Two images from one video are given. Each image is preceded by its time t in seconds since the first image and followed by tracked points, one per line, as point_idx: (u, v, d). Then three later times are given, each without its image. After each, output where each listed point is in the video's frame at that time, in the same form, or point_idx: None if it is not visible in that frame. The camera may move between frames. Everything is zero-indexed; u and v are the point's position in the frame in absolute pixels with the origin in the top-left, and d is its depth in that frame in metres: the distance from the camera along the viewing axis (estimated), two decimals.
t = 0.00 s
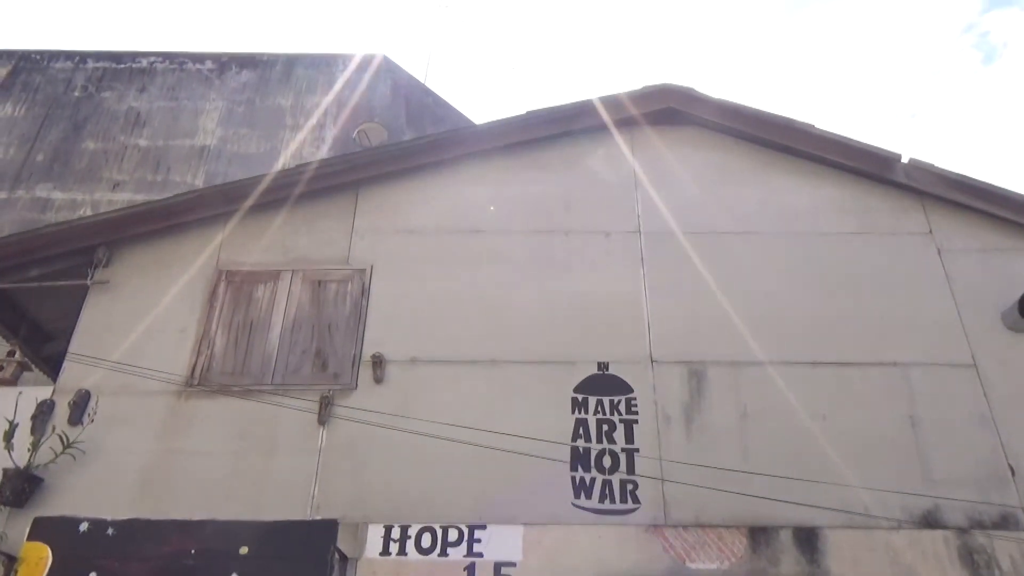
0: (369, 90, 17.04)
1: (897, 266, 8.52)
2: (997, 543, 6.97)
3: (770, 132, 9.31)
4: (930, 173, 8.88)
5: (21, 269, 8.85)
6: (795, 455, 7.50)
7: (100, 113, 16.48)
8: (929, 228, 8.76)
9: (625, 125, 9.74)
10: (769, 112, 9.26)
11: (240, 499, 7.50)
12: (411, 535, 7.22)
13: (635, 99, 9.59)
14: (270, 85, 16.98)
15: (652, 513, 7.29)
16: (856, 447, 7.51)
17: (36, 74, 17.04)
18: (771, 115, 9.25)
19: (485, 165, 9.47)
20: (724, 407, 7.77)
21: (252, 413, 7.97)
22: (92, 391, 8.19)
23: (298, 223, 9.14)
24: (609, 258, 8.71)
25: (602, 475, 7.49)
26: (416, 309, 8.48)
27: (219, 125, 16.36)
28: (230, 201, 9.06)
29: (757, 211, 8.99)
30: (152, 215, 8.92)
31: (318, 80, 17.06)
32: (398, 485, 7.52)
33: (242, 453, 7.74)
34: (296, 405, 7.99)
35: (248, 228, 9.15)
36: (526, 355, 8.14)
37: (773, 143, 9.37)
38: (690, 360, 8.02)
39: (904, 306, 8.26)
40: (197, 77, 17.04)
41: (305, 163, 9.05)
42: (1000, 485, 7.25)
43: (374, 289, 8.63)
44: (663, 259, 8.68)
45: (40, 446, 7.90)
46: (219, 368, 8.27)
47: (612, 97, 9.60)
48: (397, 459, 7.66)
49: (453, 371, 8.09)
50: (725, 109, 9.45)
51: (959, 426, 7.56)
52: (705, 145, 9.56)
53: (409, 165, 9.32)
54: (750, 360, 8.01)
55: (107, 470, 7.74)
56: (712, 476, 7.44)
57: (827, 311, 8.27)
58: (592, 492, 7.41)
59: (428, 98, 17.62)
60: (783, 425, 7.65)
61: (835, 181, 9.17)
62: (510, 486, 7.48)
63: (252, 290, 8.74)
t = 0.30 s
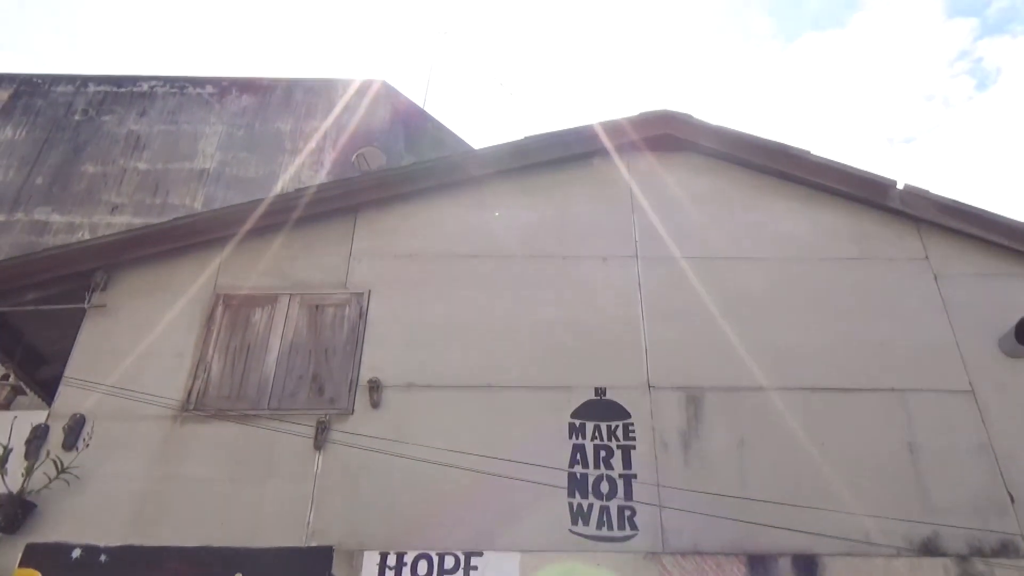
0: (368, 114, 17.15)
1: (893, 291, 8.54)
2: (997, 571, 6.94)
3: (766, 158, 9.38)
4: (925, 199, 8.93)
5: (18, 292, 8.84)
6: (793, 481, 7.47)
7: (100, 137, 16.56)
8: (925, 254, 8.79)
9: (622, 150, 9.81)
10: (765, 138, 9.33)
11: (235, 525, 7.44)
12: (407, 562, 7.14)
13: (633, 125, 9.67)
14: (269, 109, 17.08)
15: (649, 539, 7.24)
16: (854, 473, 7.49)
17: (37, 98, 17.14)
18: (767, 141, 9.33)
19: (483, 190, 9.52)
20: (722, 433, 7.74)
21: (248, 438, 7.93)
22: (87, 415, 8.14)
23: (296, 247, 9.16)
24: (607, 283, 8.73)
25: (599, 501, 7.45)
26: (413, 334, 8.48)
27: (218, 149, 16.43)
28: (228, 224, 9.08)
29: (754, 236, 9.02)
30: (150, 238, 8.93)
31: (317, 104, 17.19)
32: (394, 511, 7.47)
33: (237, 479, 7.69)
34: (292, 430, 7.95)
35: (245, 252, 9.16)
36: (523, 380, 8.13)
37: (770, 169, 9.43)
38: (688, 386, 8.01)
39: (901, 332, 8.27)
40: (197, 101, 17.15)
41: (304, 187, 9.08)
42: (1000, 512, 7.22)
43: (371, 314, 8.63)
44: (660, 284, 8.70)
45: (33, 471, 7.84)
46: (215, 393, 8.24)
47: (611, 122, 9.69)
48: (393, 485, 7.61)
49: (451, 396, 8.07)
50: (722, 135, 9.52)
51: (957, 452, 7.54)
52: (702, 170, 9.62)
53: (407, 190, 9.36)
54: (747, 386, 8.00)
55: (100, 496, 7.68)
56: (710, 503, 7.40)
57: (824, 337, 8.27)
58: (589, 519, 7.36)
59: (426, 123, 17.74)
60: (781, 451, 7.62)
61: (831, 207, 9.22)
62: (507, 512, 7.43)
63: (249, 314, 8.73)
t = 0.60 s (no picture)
0: (367, 138, 17.25)
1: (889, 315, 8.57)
2: None
3: (762, 182, 9.45)
4: (920, 223, 8.99)
5: (15, 316, 8.83)
6: (792, 506, 7.44)
7: (100, 161, 16.63)
8: (921, 277, 8.83)
9: (619, 175, 9.87)
10: (761, 163, 9.41)
11: (230, 552, 7.38)
12: None
13: (629, 150, 9.76)
14: (268, 133, 17.18)
15: (648, 565, 7.20)
16: (853, 498, 7.46)
17: (37, 123, 17.24)
18: (762, 165, 9.40)
19: (480, 214, 9.57)
20: (720, 457, 7.72)
21: (244, 463, 7.89)
22: (82, 440, 8.11)
23: (293, 271, 9.17)
24: (604, 306, 8.75)
25: (597, 526, 7.42)
26: (410, 357, 8.47)
27: (217, 173, 16.51)
28: (227, 248, 9.10)
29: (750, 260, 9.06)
30: (148, 263, 8.94)
31: (316, 128, 17.29)
32: (391, 536, 7.42)
33: (233, 504, 7.64)
34: (289, 455, 7.91)
35: (243, 276, 9.18)
36: (521, 404, 8.11)
37: (765, 193, 9.49)
38: (686, 410, 8.00)
39: (898, 355, 8.28)
40: (197, 126, 17.25)
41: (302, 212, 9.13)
42: (1000, 537, 7.19)
43: (369, 338, 8.63)
44: (657, 307, 8.72)
45: (27, 497, 7.78)
46: (212, 417, 8.22)
47: (609, 147, 9.78)
48: (390, 510, 7.57)
49: (448, 420, 8.05)
50: (718, 160, 9.59)
51: (955, 476, 7.52)
52: (698, 194, 9.68)
53: (405, 214, 9.40)
54: (745, 409, 7.99)
55: (94, 522, 7.62)
56: (709, 528, 7.36)
57: (821, 360, 8.28)
58: (587, 544, 7.33)
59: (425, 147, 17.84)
60: (779, 475, 7.60)
61: (827, 231, 9.27)
62: (504, 538, 7.39)
63: (247, 338, 8.73)
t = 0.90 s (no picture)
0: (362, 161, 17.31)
1: (884, 337, 8.59)
2: None
3: (756, 205, 9.51)
4: (912, 246, 9.04)
5: (8, 341, 8.82)
6: (788, 529, 7.40)
7: (95, 184, 16.66)
8: (914, 300, 8.86)
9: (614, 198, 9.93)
10: (754, 186, 9.47)
11: None
12: None
13: (624, 173, 9.82)
14: (264, 157, 17.24)
15: None
16: (849, 521, 7.43)
17: (34, 146, 17.28)
18: (756, 189, 9.46)
19: (476, 237, 9.59)
20: (716, 481, 7.69)
21: (238, 487, 7.84)
22: (74, 465, 8.05)
23: (288, 294, 9.17)
24: (599, 329, 8.75)
25: (593, 551, 7.36)
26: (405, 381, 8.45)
27: (213, 196, 16.54)
28: (221, 271, 9.09)
29: (744, 283, 9.08)
30: (142, 286, 8.92)
31: (312, 152, 17.36)
32: (385, 562, 7.36)
33: (226, 530, 7.58)
34: (283, 480, 7.87)
35: (238, 299, 9.17)
36: (516, 427, 8.09)
37: (759, 216, 9.54)
38: (681, 432, 7.98)
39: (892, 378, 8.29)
40: (193, 149, 17.31)
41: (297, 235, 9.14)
42: (997, 560, 7.16)
43: (363, 361, 8.61)
44: (652, 330, 8.72)
45: (17, 524, 7.70)
46: (205, 442, 8.17)
47: (604, 171, 9.84)
48: (384, 535, 7.51)
49: (443, 443, 8.01)
50: (712, 183, 9.65)
51: (952, 500, 7.50)
52: (692, 217, 9.73)
53: (400, 237, 9.42)
54: (741, 432, 7.97)
55: (85, 548, 7.54)
56: (705, 552, 7.32)
57: (816, 383, 8.28)
58: (583, 569, 7.27)
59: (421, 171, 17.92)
60: (776, 499, 7.57)
61: (820, 253, 9.32)
62: (498, 563, 7.33)
63: (241, 361, 8.70)
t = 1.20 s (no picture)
0: (360, 180, 17.36)
1: (881, 354, 8.59)
2: None
3: (752, 223, 9.53)
4: (909, 263, 9.05)
5: (4, 360, 8.78)
6: (787, 548, 7.36)
7: (93, 203, 16.68)
8: (910, 317, 8.88)
9: (611, 216, 9.95)
10: (751, 204, 9.50)
11: None
12: None
13: (621, 191, 9.85)
14: (262, 175, 17.28)
15: None
16: (848, 540, 7.39)
17: (32, 165, 17.32)
18: (752, 207, 9.49)
19: (473, 255, 9.60)
20: (714, 500, 7.65)
21: (233, 507, 7.79)
22: (68, 485, 8.00)
23: (285, 312, 9.16)
24: (596, 347, 8.75)
25: (591, 570, 7.32)
26: (402, 399, 8.43)
27: (210, 214, 16.57)
28: (217, 290, 9.08)
29: (741, 301, 9.10)
30: (138, 304, 8.91)
31: (310, 170, 17.41)
32: None
33: (221, 550, 7.52)
34: (278, 499, 7.82)
35: (234, 317, 9.16)
36: (514, 446, 8.06)
37: (756, 234, 9.57)
38: (679, 451, 7.96)
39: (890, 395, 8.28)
40: (191, 167, 17.35)
41: (294, 253, 9.14)
42: None
43: (360, 379, 8.59)
44: (649, 348, 8.72)
45: (10, 544, 7.63)
46: (200, 461, 8.12)
47: (602, 189, 9.87)
48: (381, 555, 7.46)
49: (440, 462, 7.98)
50: (709, 201, 9.67)
51: (951, 518, 7.47)
52: (689, 235, 9.76)
53: (398, 255, 9.42)
54: (739, 450, 7.95)
55: (79, 569, 7.48)
56: (704, 572, 7.28)
57: (813, 401, 8.27)
58: None
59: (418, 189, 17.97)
60: (774, 517, 7.53)
61: (817, 271, 9.34)
62: None
63: (237, 380, 8.68)
